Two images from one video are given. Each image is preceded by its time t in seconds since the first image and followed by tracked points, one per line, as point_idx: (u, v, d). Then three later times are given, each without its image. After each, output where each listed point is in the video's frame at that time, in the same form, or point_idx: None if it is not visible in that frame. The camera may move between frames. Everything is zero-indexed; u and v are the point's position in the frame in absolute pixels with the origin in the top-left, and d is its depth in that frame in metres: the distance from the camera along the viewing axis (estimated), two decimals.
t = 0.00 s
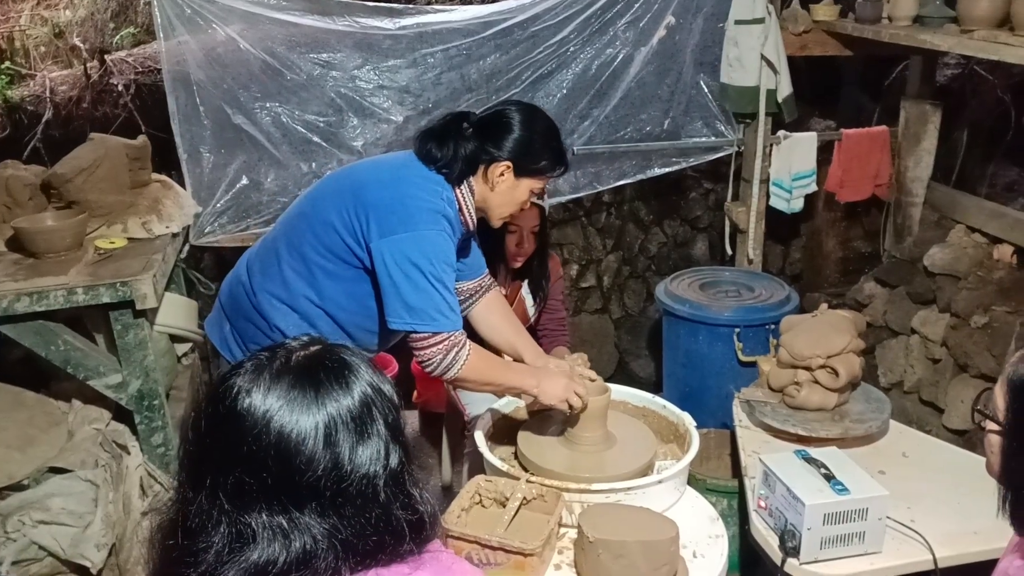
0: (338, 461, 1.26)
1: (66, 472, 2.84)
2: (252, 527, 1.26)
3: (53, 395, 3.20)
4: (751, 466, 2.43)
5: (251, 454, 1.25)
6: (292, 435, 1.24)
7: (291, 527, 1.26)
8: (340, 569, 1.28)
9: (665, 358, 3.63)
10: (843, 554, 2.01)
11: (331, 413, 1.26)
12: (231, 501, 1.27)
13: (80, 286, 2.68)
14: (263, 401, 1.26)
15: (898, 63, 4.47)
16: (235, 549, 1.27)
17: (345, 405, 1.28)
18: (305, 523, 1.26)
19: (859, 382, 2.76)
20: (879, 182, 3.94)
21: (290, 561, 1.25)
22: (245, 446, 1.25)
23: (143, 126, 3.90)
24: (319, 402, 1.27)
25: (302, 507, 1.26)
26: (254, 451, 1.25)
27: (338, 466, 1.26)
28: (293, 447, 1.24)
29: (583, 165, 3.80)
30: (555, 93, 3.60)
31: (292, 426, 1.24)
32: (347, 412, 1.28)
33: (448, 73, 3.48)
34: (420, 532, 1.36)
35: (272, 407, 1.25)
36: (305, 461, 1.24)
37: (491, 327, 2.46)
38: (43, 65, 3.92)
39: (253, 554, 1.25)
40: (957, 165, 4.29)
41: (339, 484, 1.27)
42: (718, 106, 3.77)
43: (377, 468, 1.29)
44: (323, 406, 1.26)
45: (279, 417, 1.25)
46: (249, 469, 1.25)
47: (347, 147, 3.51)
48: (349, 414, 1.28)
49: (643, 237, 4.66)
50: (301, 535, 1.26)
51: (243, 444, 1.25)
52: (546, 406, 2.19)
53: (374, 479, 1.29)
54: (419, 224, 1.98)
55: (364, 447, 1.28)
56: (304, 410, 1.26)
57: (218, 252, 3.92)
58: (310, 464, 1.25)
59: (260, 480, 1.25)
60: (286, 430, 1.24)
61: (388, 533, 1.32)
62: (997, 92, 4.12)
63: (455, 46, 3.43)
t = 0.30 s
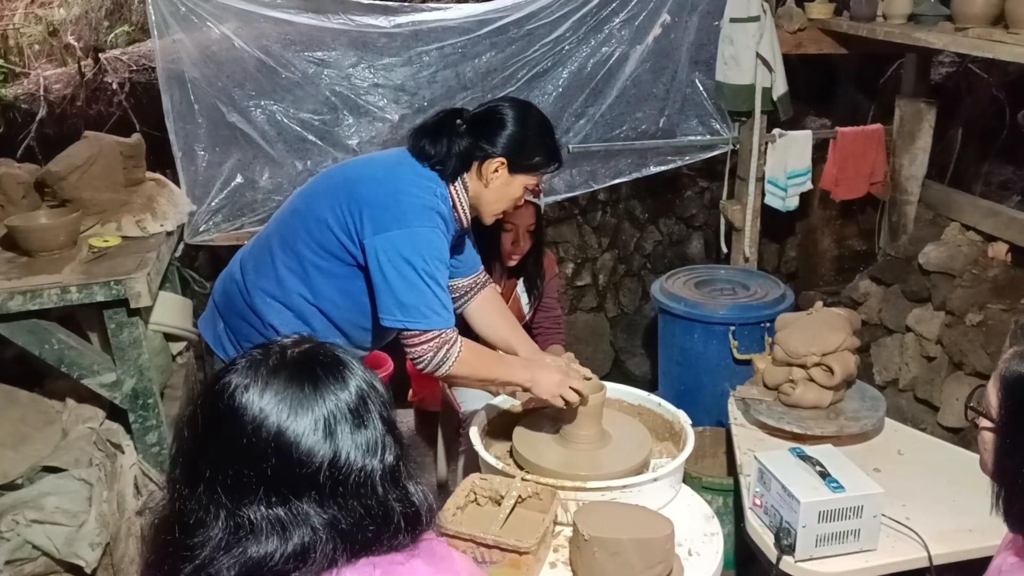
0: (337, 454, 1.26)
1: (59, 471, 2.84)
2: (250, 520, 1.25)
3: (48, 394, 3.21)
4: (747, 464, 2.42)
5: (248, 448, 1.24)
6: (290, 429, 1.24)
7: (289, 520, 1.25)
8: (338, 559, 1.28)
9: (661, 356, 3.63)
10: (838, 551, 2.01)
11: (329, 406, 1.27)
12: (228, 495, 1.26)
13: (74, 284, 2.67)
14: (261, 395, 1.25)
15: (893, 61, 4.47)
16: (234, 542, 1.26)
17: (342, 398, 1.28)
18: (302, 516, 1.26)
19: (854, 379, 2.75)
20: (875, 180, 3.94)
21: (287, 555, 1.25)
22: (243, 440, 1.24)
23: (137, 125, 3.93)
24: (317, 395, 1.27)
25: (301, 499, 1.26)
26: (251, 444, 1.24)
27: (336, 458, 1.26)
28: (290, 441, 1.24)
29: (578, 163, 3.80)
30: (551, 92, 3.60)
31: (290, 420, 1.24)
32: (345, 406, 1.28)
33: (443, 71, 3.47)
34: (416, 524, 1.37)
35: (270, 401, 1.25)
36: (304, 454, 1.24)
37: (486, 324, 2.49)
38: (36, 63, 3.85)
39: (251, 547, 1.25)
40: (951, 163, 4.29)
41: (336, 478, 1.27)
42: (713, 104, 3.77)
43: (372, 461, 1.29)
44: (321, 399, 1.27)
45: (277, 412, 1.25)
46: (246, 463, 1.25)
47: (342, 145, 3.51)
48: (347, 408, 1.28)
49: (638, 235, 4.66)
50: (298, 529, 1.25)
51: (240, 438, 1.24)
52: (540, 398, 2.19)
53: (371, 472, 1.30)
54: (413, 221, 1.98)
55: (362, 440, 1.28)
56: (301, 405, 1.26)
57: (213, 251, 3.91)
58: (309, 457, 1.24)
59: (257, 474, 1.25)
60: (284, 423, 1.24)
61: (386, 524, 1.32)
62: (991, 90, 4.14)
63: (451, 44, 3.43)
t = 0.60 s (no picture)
0: (327, 434, 1.26)
1: (58, 475, 2.85)
2: (239, 495, 1.24)
3: (46, 398, 3.19)
4: (747, 468, 2.42)
5: (239, 424, 1.23)
6: (282, 406, 1.24)
7: (278, 495, 1.24)
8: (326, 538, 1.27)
9: (660, 360, 3.62)
10: (838, 556, 2.00)
11: (321, 386, 1.27)
12: (217, 469, 1.25)
13: (72, 288, 2.67)
14: (253, 374, 1.25)
15: (893, 64, 4.47)
16: (222, 517, 1.24)
17: (335, 379, 1.29)
18: (290, 496, 1.25)
19: (854, 382, 2.75)
20: (874, 183, 3.94)
21: (275, 533, 1.23)
22: (234, 416, 1.24)
23: (137, 128, 3.95)
24: (309, 376, 1.27)
25: (290, 475, 1.25)
26: (243, 420, 1.23)
27: (327, 437, 1.26)
28: (281, 421, 1.23)
29: (577, 166, 3.79)
30: (550, 95, 3.60)
31: (282, 398, 1.24)
32: (337, 386, 1.28)
33: (443, 75, 3.47)
34: (403, 508, 1.36)
35: (263, 379, 1.25)
36: (296, 432, 1.24)
37: (488, 324, 2.51)
38: (36, 66, 3.82)
39: (238, 525, 1.23)
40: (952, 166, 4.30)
41: (325, 459, 1.26)
42: (712, 107, 3.77)
43: (361, 443, 1.29)
44: (314, 380, 1.27)
45: (269, 390, 1.24)
46: (237, 438, 1.24)
47: (341, 149, 3.51)
48: (339, 389, 1.28)
49: (638, 238, 4.66)
50: (286, 508, 1.24)
51: (231, 414, 1.24)
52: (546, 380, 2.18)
53: (360, 455, 1.29)
54: (410, 220, 1.97)
55: (353, 421, 1.28)
56: (294, 386, 1.25)
57: (212, 254, 3.91)
58: (300, 435, 1.24)
59: (248, 448, 1.24)
60: (276, 401, 1.24)
61: (373, 506, 1.31)
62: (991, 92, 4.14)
63: (450, 47, 3.43)
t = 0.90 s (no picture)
0: (291, 408, 1.26)
1: (57, 479, 2.85)
2: (207, 469, 1.23)
3: (45, 401, 3.19)
4: (747, 472, 2.41)
5: (204, 402, 1.23)
6: (244, 382, 1.24)
7: (248, 467, 1.24)
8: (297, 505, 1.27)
9: (661, 363, 3.62)
10: (840, 560, 2.00)
11: (281, 362, 1.27)
12: (186, 447, 1.23)
13: (72, 292, 2.67)
14: (214, 356, 1.25)
15: (893, 67, 4.47)
16: (192, 492, 1.23)
17: (295, 356, 1.29)
18: (259, 475, 1.24)
19: (855, 386, 2.75)
20: (875, 186, 3.93)
21: (244, 507, 1.24)
22: (199, 395, 1.23)
23: (137, 132, 3.87)
24: (270, 355, 1.27)
25: (257, 446, 1.24)
26: (209, 398, 1.23)
27: (291, 410, 1.26)
28: (246, 404, 1.23)
29: (578, 170, 3.79)
30: (550, 98, 3.59)
31: (243, 376, 1.24)
32: (297, 363, 1.29)
33: (443, 78, 3.47)
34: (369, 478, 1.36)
35: (228, 366, 1.24)
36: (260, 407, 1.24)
37: (493, 326, 2.49)
38: (37, 71, 3.92)
39: (208, 503, 1.23)
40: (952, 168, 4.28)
41: (292, 437, 1.26)
42: (713, 110, 3.76)
43: (323, 417, 1.29)
44: (274, 358, 1.27)
45: (231, 370, 1.24)
46: (202, 416, 1.23)
47: (342, 152, 3.50)
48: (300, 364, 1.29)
49: (638, 241, 4.66)
50: (255, 486, 1.24)
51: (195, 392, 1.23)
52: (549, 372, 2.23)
53: (324, 428, 1.29)
54: (409, 222, 1.97)
55: (316, 395, 1.29)
56: (256, 365, 1.25)
57: (212, 258, 3.91)
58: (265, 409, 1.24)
59: (213, 424, 1.23)
60: (238, 379, 1.24)
61: (339, 475, 1.31)
62: (991, 95, 4.14)
63: (450, 51, 3.43)
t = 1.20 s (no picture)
0: (252, 379, 1.35)
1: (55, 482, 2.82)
2: (196, 437, 1.28)
3: (44, 403, 3.20)
4: (746, 474, 2.41)
5: (183, 377, 1.30)
6: (209, 355, 1.33)
7: (236, 427, 1.31)
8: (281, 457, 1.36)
9: (661, 365, 3.61)
10: (839, 562, 1.99)
11: (232, 339, 1.38)
12: (176, 420, 1.29)
13: (70, 293, 2.66)
14: (171, 343, 1.34)
15: (893, 67, 4.46)
16: (182, 463, 1.28)
17: (239, 335, 1.41)
18: (236, 439, 1.31)
19: (855, 387, 2.74)
20: (875, 187, 3.93)
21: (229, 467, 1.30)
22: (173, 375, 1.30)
23: (136, 133, 3.87)
24: (220, 336, 1.38)
25: (239, 405, 1.32)
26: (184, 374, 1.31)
27: (257, 372, 1.36)
28: (212, 381, 1.31)
29: (577, 171, 3.79)
30: (549, 99, 3.59)
31: (207, 351, 1.34)
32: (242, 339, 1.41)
33: (442, 80, 3.47)
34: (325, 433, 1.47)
35: (185, 353, 1.32)
36: (232, 373, 1.33)
37: (494, 327, 2.48)
38: (36, 72, 3.93)
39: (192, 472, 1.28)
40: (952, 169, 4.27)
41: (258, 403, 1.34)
42: (712, 111, 3.76)
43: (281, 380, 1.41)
44: (226, 338, 1.38)
45: (195, 351, 1.33)
46: (182, 391, 1.29)
47: (341, 154, 3.50)
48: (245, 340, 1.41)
49: (638, 243, 4.65)
50: (234, 448, 1.31)
51: (170, 372, 1.30)
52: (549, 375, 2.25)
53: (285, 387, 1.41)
54: (408, 224, 1.96)
55: (270, 362, 1.41)
56: (216, 345, 1.36)
57: (211, 259, 3.90)
58: (237, 373, 1.34)
59: (195, 393, 1.30)
60: (203, 355, 1.33)
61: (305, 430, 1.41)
62: (991, 96, 4.13)
63: (449, 52, 3.42)
